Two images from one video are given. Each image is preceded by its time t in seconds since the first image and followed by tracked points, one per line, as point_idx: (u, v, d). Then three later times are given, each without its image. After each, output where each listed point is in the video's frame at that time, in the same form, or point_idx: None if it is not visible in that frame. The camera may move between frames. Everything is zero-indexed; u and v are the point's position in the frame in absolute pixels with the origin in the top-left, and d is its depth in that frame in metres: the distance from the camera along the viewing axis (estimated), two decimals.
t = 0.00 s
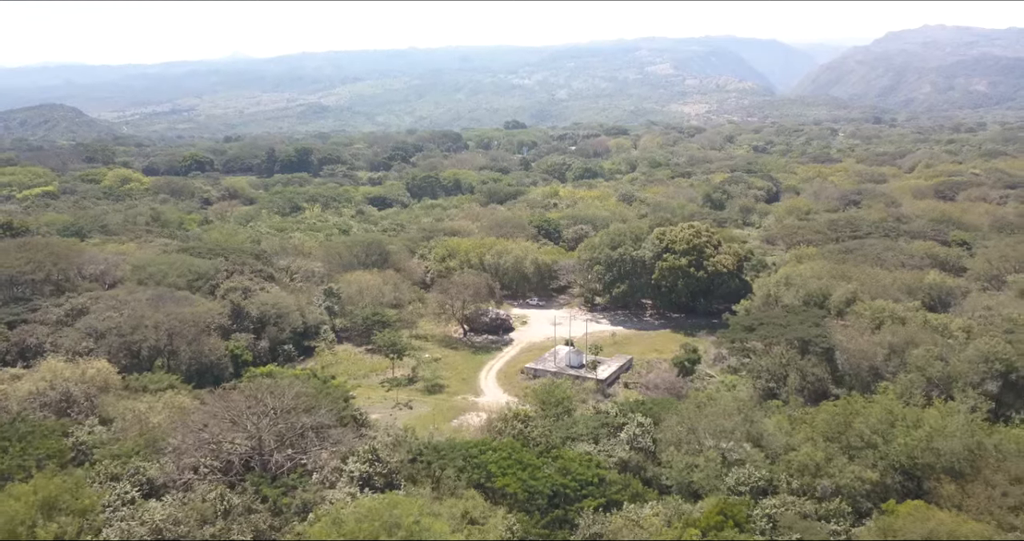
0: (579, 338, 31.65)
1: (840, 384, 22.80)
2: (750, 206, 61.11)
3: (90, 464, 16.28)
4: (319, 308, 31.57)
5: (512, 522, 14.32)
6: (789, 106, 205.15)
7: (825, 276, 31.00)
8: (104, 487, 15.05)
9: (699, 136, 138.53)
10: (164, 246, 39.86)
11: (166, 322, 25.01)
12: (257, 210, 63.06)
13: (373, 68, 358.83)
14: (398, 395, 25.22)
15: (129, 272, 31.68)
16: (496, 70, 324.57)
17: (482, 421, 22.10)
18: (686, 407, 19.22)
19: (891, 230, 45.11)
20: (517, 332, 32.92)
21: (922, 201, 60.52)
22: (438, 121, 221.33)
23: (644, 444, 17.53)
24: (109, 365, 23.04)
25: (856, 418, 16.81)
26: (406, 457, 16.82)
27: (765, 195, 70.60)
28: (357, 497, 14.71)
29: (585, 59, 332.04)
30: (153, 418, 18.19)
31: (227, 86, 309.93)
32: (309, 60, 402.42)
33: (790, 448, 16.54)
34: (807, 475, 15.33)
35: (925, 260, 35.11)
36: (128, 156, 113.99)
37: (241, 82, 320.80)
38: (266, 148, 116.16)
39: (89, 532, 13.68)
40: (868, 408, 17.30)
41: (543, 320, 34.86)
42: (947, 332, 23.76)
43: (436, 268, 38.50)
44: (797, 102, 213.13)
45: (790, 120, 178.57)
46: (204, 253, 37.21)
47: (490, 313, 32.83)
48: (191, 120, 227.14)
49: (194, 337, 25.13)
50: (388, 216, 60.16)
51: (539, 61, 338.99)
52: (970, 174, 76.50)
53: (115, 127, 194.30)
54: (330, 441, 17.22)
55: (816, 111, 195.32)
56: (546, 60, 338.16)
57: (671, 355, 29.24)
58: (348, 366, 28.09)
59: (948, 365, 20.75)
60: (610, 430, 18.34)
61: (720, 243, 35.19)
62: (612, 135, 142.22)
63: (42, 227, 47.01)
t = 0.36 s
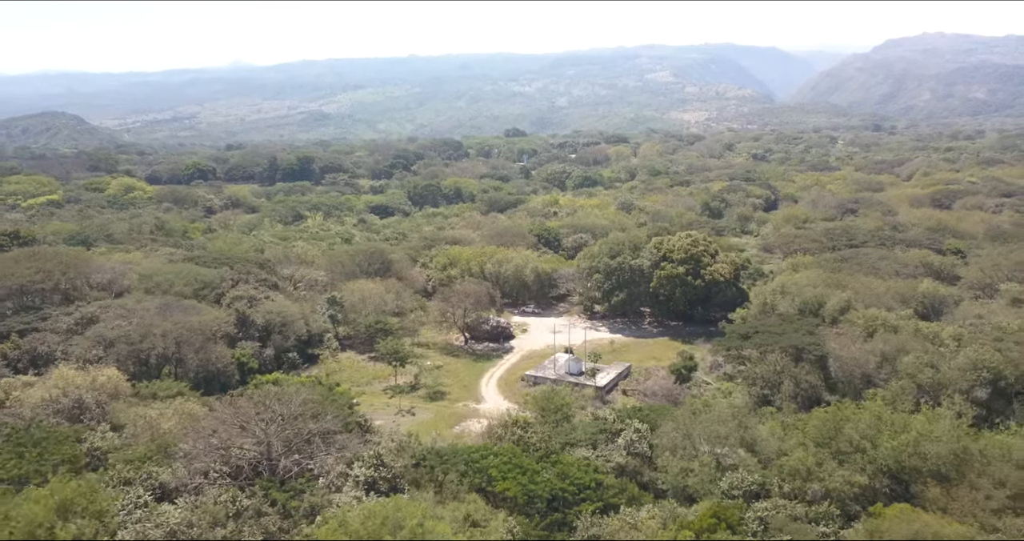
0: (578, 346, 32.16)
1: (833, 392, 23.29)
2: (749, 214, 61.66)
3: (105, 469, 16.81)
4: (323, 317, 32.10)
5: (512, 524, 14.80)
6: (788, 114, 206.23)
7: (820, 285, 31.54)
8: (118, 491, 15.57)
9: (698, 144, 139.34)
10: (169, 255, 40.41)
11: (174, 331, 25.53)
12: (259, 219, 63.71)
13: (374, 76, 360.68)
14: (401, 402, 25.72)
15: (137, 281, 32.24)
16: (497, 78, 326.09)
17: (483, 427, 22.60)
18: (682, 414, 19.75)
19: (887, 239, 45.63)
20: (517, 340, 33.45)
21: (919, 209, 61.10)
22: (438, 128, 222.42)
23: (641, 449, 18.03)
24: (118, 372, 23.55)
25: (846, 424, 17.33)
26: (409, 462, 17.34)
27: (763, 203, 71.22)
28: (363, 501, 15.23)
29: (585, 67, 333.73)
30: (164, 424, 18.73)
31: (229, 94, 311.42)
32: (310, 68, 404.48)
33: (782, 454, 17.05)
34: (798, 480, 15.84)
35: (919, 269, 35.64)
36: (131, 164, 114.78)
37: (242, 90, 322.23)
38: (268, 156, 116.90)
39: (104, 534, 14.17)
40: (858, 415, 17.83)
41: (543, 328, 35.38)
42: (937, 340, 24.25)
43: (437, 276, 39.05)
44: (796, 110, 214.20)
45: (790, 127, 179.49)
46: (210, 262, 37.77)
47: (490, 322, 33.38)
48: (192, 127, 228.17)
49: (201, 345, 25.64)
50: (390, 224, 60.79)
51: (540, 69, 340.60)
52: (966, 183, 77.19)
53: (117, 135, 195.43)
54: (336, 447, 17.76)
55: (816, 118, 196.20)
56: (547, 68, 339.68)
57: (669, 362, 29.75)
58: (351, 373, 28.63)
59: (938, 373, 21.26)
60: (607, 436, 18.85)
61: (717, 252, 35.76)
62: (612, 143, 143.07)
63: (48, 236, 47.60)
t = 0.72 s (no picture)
0: (577, 354, 32.70)
1: (827, 399, 23.80)
2: (746, 223, 62.28)
3: (117, 474, 17.34)
4: (326, 325, 32.66)
5: (513, 527, 15.28)
6: (787, 121, 207.28)
7: (815, 294, 32.09)
8: (131, 495, 16.09)
9: (698, 152, 140.20)
10: (174, 264, 40.98)
11: (181, 340, 26.06)
12: (262, 227, 64.32)
13: (375, 83, 362.31)
14: (403, 409, 26.23)
15: (143, 290, 32.78)
16: (497, 85, 327.58)
17: (483, 434, 23.10)
18: (677, 420, 20.28)
19: (882, 248, 46.20)
20: (517, 348, 33.97)
21: (915, 218, 61.72)
22: (439, 136, 223.43)
23: (637, 455, 18.57)
24: (127, 381, 24.09)
25: (836, 430, 17.86)
26: (412, 467, 17.86)
27: (760, 212, 71.85)
28: (367, 505, 15.75)
29: (585, 74, 335.35)
30: (174, 431, 19.26)
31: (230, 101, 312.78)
32: (311, 75, 406.42)
33: (774, 460, 17.58)
34: (789, 484, 16.37)
35: (913, 278, 36.16)
36: (134, 172, 115.46)
37: (243, 97, 323.68)
38: (270, 164, 117.63)
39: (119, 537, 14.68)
40: (847, 422, 18.36)
41: (542, 336, 35.95)
42: (929, 348, 24.78)
43: (439, 285, 39.64)
44: (796, 117, 215.21)
45: (789, 135, 180.33)
46: (215, 271, 38.34)
47: (491, 330, 33.92)
48: (194, 135, 229.15)
49: (207, 353, 26.14)
50: (391, 233, 61.39)
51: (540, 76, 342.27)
52: (963, 191, 77.86)
53: (119, 143, 196.46)
54: (341, 453, 18.29)
55: (815, 126, 197.13)
56: (547, 75, 341.27)
57: (666, 370, 30.25)
58: (354, 381, 29.14)
59: (928, 380, 21.79)
60: (605, 443, 19.39)
61: (714, 261, 36.33)
62: (612, 151, 143.95)
63: (54, 245, 48.14)
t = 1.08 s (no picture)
0: (576, 361, 33.25)
1: (820, 406, 24.31)
2: (744, 230, 62.88)
3: (127, 478, 17.85)
4: (329, 332, 33.26)
5: (512, 530, 15.74)
6: (786, 128, 208.18)
7: (810, 301, 32.65)
8: (142, 499, 16.59)
9: (697, 159, 140.97)
10: (180, 272, 41.60)
11: (188, 347, 26.60)
12: (264, 235, 64.96)
13: (375, 90, 363.83)
14: (405, 415, 26.75)
15: (150, 297, 33.34)
16: (498, 92, 328.94)
17: (484, 440, 23.62)
18: (672, 426, 20.85)
19: (877, 256, 46.77)
20: (517, 355, 34.51)
21: (911, 226, 62.32)
22: (439, 142, 224.42)
23: (634, 461, 19.10)
24: (136, 387, 24.60)
25: (825, 437, 18.42)
26: (415, 473, 18.39)
27: (758, 219, 72.45)
28: (372, 509, 16.28)
29: (585, 81, 336.82)
30: (183, 437, 19.84)
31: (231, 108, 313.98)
32: (312, 82, 408.14)
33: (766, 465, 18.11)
34: (779, 489, 16.92)
35: (908, 285, 36.68)
36: (136, 180, 116.21)
37: (244, 103, 324.89)
38: (271, 171, 118.43)
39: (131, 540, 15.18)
40: (837, 428, 18.89)
41: (542, 343, 36.50)
42: (920, 356, 25.33)
43: (440, 293, 40.24)
44: (795, 123, 216.15)
45: (788, 142, 181.15)
46: (220, 279, 38.97)
47: (491, 337, 34.47)
48: (195, 141, 230.02)
49: (214, 361, 26.66)
50: (393, 240, 61.99)
51: (541, 82, 343.72)
52: (960, 198, 78.52)
53: (120, 149, 197.23)
54: (346, 458, 18.85)
55: (814, 132, 198.01)
56: (547, 81, 342.65)
57: (663, 377, 30.79)
58: (357, 388, 29.68)
59: (917, 388, 22.33)
60: (602, 449, 19.93)
61: (711, 270, 36.91)
62: (611, 157, 144.80)
63: (60, 253, 48.74)
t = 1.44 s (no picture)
0: (575, 367, 33.79)
1: (813, 412, 24.84)
2: (742, 237, 63.46)
3: (139, 483, 18.36)
4: (332, 339, 33.81)
5: (513, 533, 16.27)
6: (785, 133, 208.96)
7: (805, 309, 33.21)
8: (154, 502, 17.12)
9: (696, 165, 141.67)
10: (185, 280, 42.18)
11: (195, 355, 27.11)
12: (266, 242, 65.55)
13: (376, 95, 365.11)
14: (407, 421, 27.29)
15: (156, 305, 33.92)
16: (498, 97, 330.22)
17: (485, 446, 24.15)
18: (668, 432, 21.38)
19: (873, 263, 47.31)
20: (518, 362, 35.08)
21: (907, 232, 62.88)
22: (440, 147, 225.27)
23: (630, 466, 19.65)
24: (144, 394, 25.13)
25: (816, 442, 18.98)
26: (418, 477, 18.95)
27: (756, 226, 73.06)
28: (377, 513, 16.85)
29: (585, 86, 338.07)
30: (193, 443, 20.37)
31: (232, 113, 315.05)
32: (313, 87, 409.56)
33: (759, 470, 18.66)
34: (772, 493, 17.46)
35: (902, 292, 37.22)
36: (138, 186, 116.87)
37: (245, 109, 325.96)
38: (273, 178, 119.09)
39: None
40: (828, 434, 19.45)
41: (542, 350, 37.07)
42: (911, 363, 25.91)
43: (441, 300, 40.79)
44: (794, 128, 217.04)
45: (787, 147, 181.95)
46: (224, 286, 39.55)
47: (492, 344, 35.02)
48: (195, 146, 230.75)
49: (220, 369, 27.16)
50: (394, 247, 62.57)
51: (541, 87, 344.88)
52: (956, 205, 79.09)
53: (121, 155, 198.01)
54: (350, 463, 19.43)
55: (813, 137, 198.83)
56: (547, 86, 343.87)
57: (661, 384, 31.32)
58: (360, 394, 30.22)
59: (908, 395, 22.87)
60: (600, 454, 20.47)
61: (708, 278, 37.46)
62: (611, 163, 145.51)
63: (65, 260, 49.29)
